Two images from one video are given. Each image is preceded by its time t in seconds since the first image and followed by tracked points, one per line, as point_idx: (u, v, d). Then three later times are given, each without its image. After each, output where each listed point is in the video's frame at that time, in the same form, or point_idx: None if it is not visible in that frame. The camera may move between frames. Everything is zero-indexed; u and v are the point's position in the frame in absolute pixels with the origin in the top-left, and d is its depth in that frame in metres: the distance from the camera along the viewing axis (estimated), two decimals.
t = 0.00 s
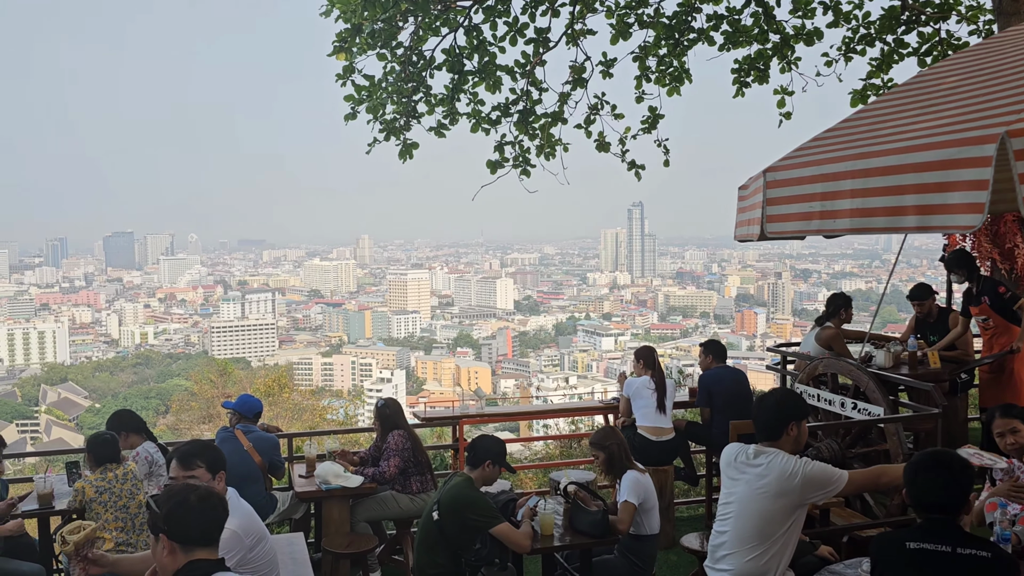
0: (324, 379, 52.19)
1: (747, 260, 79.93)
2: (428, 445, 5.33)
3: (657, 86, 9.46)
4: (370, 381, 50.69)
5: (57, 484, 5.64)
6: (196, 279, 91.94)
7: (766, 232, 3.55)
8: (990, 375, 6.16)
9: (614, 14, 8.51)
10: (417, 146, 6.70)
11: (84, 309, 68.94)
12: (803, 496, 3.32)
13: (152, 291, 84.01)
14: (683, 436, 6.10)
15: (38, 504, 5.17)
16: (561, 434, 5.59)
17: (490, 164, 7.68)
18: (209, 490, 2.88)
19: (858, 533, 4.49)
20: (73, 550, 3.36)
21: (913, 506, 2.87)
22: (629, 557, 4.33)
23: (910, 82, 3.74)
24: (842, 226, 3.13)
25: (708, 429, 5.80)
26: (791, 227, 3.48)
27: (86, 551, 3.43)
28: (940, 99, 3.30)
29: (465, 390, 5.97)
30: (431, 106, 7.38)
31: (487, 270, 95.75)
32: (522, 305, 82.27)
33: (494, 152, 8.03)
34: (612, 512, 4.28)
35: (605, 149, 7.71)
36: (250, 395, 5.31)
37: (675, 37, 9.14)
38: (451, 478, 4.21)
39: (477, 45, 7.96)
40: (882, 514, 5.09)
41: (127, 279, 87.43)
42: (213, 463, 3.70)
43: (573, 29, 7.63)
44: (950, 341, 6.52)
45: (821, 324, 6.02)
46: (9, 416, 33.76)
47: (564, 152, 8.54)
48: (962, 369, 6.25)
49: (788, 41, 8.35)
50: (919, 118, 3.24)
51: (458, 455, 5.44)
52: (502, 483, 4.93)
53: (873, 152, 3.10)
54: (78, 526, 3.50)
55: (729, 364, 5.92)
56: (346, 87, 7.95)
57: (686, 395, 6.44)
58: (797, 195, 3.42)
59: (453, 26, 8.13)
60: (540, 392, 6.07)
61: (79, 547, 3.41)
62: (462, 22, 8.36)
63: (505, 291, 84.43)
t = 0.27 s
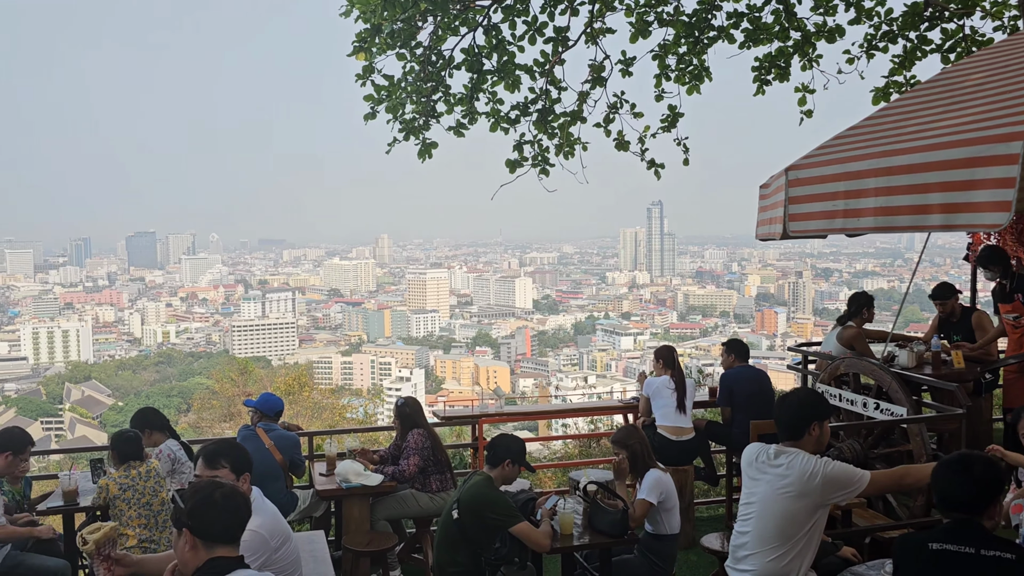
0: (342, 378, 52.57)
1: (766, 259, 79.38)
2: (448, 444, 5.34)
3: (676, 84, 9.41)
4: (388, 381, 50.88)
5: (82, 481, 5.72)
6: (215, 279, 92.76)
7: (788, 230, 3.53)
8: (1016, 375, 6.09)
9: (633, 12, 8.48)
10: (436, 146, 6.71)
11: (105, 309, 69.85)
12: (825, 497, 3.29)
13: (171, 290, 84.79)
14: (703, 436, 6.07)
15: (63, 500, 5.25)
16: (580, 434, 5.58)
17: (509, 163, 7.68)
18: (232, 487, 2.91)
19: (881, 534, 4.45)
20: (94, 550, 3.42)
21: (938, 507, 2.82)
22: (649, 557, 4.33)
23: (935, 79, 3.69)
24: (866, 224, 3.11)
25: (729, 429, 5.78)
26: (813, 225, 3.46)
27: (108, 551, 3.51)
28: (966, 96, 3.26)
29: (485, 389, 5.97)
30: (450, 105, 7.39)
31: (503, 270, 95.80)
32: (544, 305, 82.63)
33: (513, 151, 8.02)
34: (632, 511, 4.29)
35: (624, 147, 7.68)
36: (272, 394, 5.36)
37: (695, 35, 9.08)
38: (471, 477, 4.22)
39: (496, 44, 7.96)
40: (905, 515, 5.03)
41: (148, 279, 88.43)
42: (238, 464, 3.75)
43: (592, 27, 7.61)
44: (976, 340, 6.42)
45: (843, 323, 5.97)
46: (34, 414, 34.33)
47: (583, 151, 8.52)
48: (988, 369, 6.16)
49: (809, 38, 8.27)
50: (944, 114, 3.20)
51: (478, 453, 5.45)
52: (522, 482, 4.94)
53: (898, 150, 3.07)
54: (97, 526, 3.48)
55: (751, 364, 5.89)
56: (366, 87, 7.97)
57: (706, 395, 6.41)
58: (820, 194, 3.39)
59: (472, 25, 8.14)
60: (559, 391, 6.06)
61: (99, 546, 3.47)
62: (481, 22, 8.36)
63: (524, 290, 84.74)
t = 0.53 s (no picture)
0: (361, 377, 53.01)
1: (784, 257, 78.81)
2: (467, 443, 5.36)
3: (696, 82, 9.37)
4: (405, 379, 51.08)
5: (106, 477, 5.79)
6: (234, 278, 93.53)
7: (811, 228, 3.50)
8: None
9: (653, 10, 8.45)
10: (456, 145, 6.71)
11: (127, 308, 70.73)
12: (845, 498, 3.26)
13: (191, 289, 85.57)
14: (723, 436, 6.04)
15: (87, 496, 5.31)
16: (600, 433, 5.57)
17: (528, 162, 7.67)
18: (256, 485, 2.92)
19: (904, 535, 4.41)
20: (112, 525, 3.47)
21: (967, 508, 2.78)
22: (669, 557, 4.32)
23: (962, 75, 3.65)
24: (890, 222, 3.07)
25: (749, 428, 5.75)
26: (837, 223, 3.43)
27: (124, 527, 3.58)
28: (992, 92, 3.22)
29: (504, 388, 5.98)
30: (469, 105, 7.40)
31: (519, 269, 95.82)
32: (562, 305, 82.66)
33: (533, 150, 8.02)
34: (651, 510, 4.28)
35: (644, 146, 7.65)
36: (293, 392, 5.40)
37: (715, 32, 9.03)
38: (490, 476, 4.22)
39: (515, 43, 7.96)
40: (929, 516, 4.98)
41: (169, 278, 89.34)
42: (266, 468, 3.78)
43: (612, 26, 7.58)
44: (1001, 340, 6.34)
45: (865, 322, 5.92)
46: (58, 411, 34.89)
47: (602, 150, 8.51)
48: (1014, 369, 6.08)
49: (831, 34, 8.21)
50: (970, 111, 3.16)
51: (497, 452, 5.46)
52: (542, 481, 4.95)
53: (923, 147, 3.04)
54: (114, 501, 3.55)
55: (772, 363, 5.85)
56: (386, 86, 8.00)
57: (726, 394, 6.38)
58: (843, 191, 3.36)
59: (491, 24, 8.14)
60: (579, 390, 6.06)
61: (117, 521, 3.51)
62: (500, 21, 8.35)
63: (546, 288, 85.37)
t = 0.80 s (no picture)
0: (382, 375, 53.29)
1: (805, 256, 78.10)
2: (488, 441, 5.37)
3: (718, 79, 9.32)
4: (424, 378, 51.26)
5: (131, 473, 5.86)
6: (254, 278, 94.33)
7: (835, 226, 3.46)
8: None
9: (674, 8, 8.42)
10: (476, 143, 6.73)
11: (150, 307, 71.57)
12: (864, 498, 3.24)
13: (212, 288, 86.43)
14: (745, 436, 6.01)
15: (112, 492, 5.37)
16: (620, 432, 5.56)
17: (548, 161, 7.67)
18: (277, 481, 2.92)
19: (929, 537, 4.36)
20: (129, 505, 3.72)
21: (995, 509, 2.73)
22: (690, 556, 4.30)
23: (989, 72, 3.61)
24: (916, 219, 3.04)
25: (771, 428, 5.71)
26: (861, 221, 3.39)
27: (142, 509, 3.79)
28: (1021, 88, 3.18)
29: (525, 386, 5.99)
30: (490, 103, 7.41)
31: (537, 268, 95.78)
32: (581, 304, 82.58)
33: (553, 148, 8.01)
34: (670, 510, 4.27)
35: (665, 144, 7.62)
36: (315, 389, 5.45)
37: (737, 30, 8.98)
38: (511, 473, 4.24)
39: (536, 41, 7.96)
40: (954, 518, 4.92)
41: (191, 278, 90.35)
42: (291, 465, 3.81)
43: (633, 23, 7.56)
44: None
45: (890, 322, 5.87)
46: (84, 409, 35.46)
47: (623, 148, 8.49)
48: None
49: (855, 31, 8.13)
50: (998, 107, 3.12)
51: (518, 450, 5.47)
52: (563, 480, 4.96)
53: (950, 143, 3.00)
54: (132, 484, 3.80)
55: (795, 363, 5.80)
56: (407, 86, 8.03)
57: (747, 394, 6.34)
58: (868, 189, 3.32)
59: (512, 23, 8.15)
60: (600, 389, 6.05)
61: (136, 502, 3.77)
62: (521, 19, 8.35)
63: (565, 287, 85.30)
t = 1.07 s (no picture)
0: (405, 374, 53.84)
1: (829, 254, 77.29)
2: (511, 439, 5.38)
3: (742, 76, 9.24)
4: (445, 376, 51.41)
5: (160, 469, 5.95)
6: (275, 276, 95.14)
7: (861, 225, 3.42)
8: None
9: (698, 5, 8.36)
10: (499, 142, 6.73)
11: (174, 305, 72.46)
12: (880, 501, 3.18)
13: (234, 286, 87.36)
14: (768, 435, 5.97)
15: (140, 488, 5.45)
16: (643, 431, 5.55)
17: (571, 159, 7.66)
18: (300, 479, 2.92)
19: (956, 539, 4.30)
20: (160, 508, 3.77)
21: None
22: (713, 556, 4.28)
23: (1020, 69, 3.55)
24: (945, 217, 2.99)
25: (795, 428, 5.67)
26: (888, 220, 3.34)
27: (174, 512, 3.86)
28: None
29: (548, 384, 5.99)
30: (513, 102, 7.41)
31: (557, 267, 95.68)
32: (602, 303, 82.38)
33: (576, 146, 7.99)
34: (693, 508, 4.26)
35: (688, 142, 7.58)
36: (339, 387, 5.49)
37: (762, 26, 8.90)
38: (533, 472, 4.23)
39: (559, 39, 7.94)
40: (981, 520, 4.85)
41: (214, 275, 91.37)
42: (313, 465, 3.83)
43: (656, 21, 7.52)
44: None
45: (917, 320, 5.81)
46: (112, 405, 36.03)
47: (647, 146, 8.45)
48: None
49: (882, 27, 8.02)
50: None
51: (540, 448, 5.47)
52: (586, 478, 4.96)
53: (981, 140, 2.96)
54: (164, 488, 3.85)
55: (820, 362, 5.75)
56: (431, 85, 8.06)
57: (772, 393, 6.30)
58: (895, 187, 3.28)
59: (535, 21, 8.14)
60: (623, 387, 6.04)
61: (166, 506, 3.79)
62: (544, 17, 8.32)
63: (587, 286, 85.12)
